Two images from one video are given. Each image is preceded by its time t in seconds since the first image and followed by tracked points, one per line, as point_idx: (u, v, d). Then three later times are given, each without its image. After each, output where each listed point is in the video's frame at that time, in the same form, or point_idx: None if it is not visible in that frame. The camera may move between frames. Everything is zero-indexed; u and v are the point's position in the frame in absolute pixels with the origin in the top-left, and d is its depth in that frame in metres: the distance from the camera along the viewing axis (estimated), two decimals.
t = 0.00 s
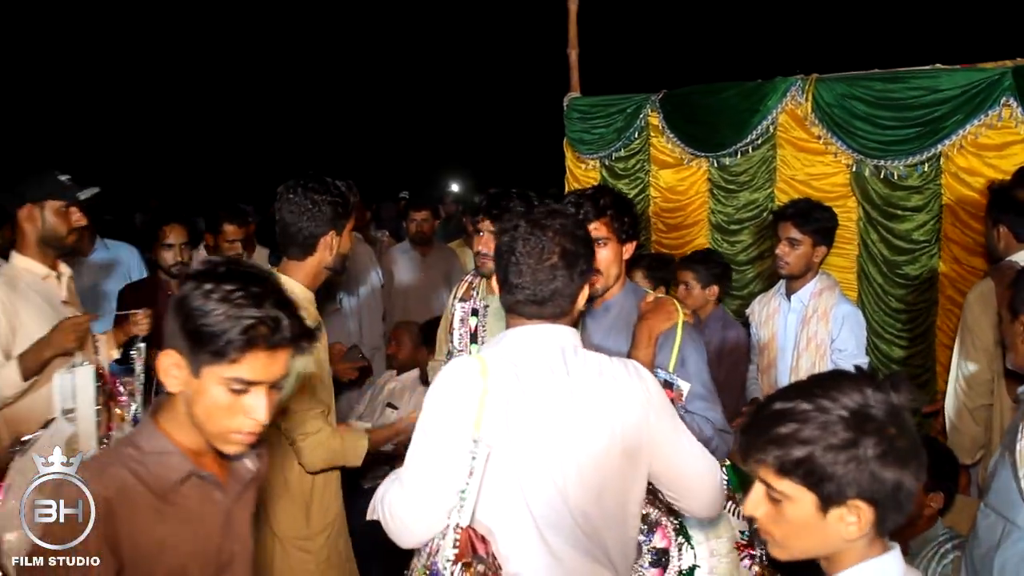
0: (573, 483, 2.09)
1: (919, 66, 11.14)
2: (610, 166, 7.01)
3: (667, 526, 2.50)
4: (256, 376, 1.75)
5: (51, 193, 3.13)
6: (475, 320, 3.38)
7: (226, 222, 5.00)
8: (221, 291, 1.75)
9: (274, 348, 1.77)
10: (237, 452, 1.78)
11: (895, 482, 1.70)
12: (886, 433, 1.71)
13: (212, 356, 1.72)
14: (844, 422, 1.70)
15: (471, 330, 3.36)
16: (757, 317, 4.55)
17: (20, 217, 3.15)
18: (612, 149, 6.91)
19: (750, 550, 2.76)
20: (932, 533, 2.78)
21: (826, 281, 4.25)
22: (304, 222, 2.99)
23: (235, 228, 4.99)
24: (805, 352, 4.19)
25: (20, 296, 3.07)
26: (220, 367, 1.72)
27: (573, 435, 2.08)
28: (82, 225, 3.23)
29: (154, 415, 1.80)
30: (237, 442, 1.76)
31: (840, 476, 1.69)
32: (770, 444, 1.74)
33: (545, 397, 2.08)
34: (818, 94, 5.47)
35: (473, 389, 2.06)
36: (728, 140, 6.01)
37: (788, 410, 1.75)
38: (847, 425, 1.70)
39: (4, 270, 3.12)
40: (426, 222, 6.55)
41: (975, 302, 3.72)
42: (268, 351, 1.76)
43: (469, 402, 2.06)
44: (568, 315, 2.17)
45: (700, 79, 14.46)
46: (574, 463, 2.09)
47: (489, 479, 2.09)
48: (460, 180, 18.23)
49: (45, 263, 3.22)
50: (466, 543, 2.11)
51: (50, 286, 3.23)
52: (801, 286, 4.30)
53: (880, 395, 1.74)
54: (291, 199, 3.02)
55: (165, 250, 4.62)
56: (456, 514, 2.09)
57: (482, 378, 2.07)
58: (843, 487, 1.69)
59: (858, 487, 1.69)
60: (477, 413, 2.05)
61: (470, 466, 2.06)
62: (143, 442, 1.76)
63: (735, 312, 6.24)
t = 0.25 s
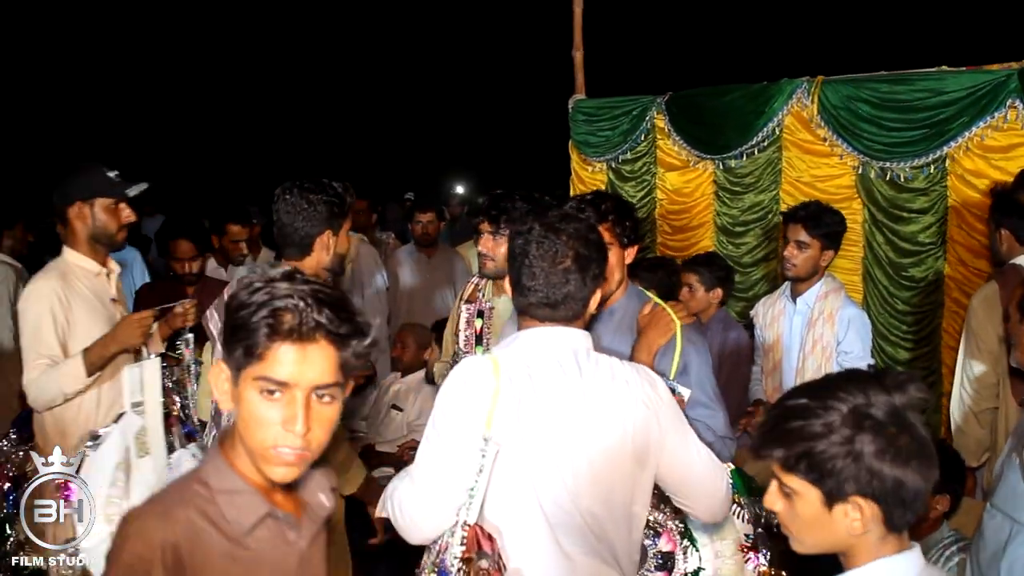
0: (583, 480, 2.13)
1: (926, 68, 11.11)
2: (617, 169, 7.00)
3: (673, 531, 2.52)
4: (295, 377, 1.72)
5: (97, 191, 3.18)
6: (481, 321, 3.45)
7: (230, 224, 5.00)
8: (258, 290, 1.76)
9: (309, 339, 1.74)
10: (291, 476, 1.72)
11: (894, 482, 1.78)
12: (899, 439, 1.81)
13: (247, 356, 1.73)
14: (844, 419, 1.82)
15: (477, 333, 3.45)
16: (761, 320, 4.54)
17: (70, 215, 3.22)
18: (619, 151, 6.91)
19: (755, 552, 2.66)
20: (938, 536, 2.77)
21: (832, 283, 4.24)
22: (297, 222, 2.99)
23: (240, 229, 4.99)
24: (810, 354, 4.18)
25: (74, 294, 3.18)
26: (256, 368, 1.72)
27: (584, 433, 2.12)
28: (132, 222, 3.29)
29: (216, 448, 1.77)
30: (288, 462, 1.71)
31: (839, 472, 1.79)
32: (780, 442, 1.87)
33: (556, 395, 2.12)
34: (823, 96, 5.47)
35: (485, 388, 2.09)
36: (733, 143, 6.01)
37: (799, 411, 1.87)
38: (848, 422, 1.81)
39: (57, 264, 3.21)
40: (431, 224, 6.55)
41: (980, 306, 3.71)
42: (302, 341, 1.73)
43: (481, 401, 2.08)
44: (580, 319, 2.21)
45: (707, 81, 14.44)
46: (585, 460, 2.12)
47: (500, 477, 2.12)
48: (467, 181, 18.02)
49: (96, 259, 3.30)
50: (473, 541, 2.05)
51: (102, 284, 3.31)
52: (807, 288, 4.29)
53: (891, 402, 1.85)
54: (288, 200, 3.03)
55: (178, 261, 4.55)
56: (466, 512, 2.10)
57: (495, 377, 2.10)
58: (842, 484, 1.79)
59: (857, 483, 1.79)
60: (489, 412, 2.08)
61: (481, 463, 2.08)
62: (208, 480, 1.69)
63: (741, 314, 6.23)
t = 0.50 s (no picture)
0: (585, 474, 2.14)
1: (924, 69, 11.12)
2: (615, 169, 7.01)
3: (671, 536, 2.55)
4: (335, 398, 1.56)
5: (130, 194, 3.32)
6: (478, 321, 3.46)
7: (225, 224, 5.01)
8: (288, 301, 1.59)
9: (347, 349, 1.57)
10: (346, 510, 1.56)
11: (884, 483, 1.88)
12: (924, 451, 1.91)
13: (282, 377, 1.57)
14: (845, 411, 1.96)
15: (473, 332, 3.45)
16: (759, 318, 4.55)
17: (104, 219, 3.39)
18: (617, 152, 6.92)
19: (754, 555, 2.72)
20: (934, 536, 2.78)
21: (830, 284, 4.25)
22: (273, 227, 3.00)
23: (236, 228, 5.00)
24: (808, 355, 4.19)
25: (121, 300, 3.35)
26: (294, 392, 1.56)
27: (585, 428, 2.13)
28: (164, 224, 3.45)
29: (269, 488, 1.63)
30: (339, 495, 1.55)
31: (837, 462, 1.94)
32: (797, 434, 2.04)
33: (558, 392, 2.12)
34: (820, 96, 5.48)
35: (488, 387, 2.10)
36: (731, 143, 6.02)
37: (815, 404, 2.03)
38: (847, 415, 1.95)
39: (97, 272, 3.38)
40: (429, 224, 6.56)
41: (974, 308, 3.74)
42: (338, 354, 1.57)
43: (484, 400, 2.10)
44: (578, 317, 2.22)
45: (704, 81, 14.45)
46: (587, 453, 2.14)
47: (505, 475, 2.13)
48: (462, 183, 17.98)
49: (133, 264, 3.47)
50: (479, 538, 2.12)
51: (140, 287, 3.49)
52: (805, 288, 4.30)
53: (905, 409, 1.93)
54: (264, 199, 3.02)
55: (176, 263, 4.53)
56: (472, 509, 2.13)
57: (498, 376, 2.11)
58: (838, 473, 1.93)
59: (851, 472, 1.92)
60: (493, 410, 2.09)
61: (485, 461, 2.10)
62: (263, 529, 1.56)
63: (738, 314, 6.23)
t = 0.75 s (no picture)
0: (586, 472, 2.14)
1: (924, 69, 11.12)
2: (615, 171, 7.01)
3: (670, 546, 2.56)
4: (417, 408, 1.22)
5: (165, 192, 3.41)
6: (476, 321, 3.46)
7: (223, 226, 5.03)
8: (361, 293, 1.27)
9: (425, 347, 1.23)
10: (429, 540, 1.22)
11: (899, 480, 1.90)
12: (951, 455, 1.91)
13: (351, 384, 1.25)
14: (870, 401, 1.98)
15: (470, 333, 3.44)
16: (759, 319, 4.55)
17: (139, 217, 3.47)
18: (617, 153, 6.92)
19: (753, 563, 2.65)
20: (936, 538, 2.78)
21: (832, 286, 4.24)
22: (242, 228, 3.07)
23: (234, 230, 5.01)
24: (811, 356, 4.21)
25: (162, 293, 3.41)
26: (366, 400, 1.23)
27: (586, 425, 2.13)
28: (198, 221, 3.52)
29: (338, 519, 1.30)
30: (422, 521, 1.20)
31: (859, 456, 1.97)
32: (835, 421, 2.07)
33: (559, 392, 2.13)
34: (821, 98, 5.48)
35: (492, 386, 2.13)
36: (731, 145, 6.02)
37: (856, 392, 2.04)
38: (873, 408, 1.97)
39: (136, 267, 3.45)
40: (429, 226, 6.56)
41: (971, 309, 3.71)
42: (419, 355, 1.23)
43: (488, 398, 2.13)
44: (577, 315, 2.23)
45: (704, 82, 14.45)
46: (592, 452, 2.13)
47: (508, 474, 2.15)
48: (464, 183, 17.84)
49: (168, 261, 3.54)
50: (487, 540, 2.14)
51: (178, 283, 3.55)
52: (806, 289, 4.30)
53: (929, 412, 1.92)
54: (235, 199, 3.09)
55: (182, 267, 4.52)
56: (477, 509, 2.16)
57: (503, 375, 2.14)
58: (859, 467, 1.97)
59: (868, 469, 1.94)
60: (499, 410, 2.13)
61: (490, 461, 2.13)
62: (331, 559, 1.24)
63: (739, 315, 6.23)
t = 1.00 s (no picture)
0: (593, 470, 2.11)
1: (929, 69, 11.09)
2: (619, 171, 6.99)
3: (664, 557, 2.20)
4: (589, 444, 1.19)
5: (180, 193, 3.44)
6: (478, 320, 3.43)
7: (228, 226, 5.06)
8: (523, 324, 1.29)
9: (597, 378, 1.21)
10: None
11: (918, 470, 1.91)
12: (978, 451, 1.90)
13: (517, 418, 1.25)
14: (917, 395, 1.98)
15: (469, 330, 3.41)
16: (766, 320, 4.53)
17: (156, 213, 3.50)
18: (621, 153, 6.90)
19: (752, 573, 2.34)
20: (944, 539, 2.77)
21: (837, 285, 4.23)
22: (249, 233, 3.12)
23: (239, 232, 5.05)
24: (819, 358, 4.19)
25: (170, 293, 3.42)
26: (533, 436, 1.23)
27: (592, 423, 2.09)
28: (212, 224, 3.55)
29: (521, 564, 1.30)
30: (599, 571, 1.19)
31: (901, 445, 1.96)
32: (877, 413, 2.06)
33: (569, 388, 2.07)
34: (827, 97, 5.47)
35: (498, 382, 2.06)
36: (737, 145, 6.01)
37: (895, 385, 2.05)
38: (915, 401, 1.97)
39: (148, 265, 3.49)
40: (434, 226, 6.55)
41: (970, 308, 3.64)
42: (593, 385, 1.21)
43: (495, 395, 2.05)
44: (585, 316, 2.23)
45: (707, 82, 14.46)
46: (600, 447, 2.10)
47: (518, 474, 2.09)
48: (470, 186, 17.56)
49: (183, 260, 3.59)
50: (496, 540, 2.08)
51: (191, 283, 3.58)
52: (811, 289, 4.29)
53: (953, 405, 1.93)
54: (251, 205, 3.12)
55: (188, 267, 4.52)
56: (487, 513, 2.09)
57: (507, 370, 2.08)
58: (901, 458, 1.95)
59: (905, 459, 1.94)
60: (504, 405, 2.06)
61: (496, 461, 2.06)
62: None
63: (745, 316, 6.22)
